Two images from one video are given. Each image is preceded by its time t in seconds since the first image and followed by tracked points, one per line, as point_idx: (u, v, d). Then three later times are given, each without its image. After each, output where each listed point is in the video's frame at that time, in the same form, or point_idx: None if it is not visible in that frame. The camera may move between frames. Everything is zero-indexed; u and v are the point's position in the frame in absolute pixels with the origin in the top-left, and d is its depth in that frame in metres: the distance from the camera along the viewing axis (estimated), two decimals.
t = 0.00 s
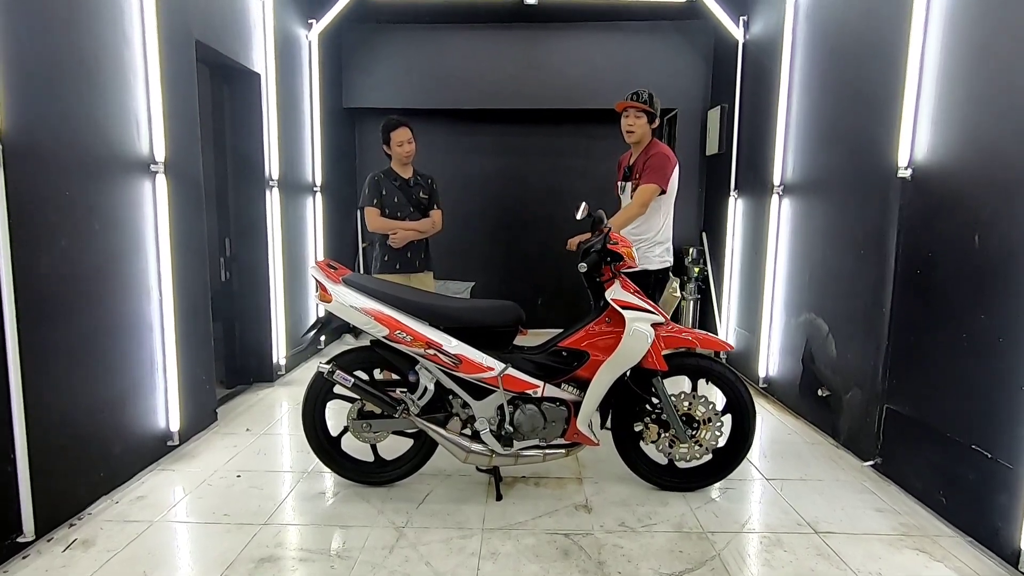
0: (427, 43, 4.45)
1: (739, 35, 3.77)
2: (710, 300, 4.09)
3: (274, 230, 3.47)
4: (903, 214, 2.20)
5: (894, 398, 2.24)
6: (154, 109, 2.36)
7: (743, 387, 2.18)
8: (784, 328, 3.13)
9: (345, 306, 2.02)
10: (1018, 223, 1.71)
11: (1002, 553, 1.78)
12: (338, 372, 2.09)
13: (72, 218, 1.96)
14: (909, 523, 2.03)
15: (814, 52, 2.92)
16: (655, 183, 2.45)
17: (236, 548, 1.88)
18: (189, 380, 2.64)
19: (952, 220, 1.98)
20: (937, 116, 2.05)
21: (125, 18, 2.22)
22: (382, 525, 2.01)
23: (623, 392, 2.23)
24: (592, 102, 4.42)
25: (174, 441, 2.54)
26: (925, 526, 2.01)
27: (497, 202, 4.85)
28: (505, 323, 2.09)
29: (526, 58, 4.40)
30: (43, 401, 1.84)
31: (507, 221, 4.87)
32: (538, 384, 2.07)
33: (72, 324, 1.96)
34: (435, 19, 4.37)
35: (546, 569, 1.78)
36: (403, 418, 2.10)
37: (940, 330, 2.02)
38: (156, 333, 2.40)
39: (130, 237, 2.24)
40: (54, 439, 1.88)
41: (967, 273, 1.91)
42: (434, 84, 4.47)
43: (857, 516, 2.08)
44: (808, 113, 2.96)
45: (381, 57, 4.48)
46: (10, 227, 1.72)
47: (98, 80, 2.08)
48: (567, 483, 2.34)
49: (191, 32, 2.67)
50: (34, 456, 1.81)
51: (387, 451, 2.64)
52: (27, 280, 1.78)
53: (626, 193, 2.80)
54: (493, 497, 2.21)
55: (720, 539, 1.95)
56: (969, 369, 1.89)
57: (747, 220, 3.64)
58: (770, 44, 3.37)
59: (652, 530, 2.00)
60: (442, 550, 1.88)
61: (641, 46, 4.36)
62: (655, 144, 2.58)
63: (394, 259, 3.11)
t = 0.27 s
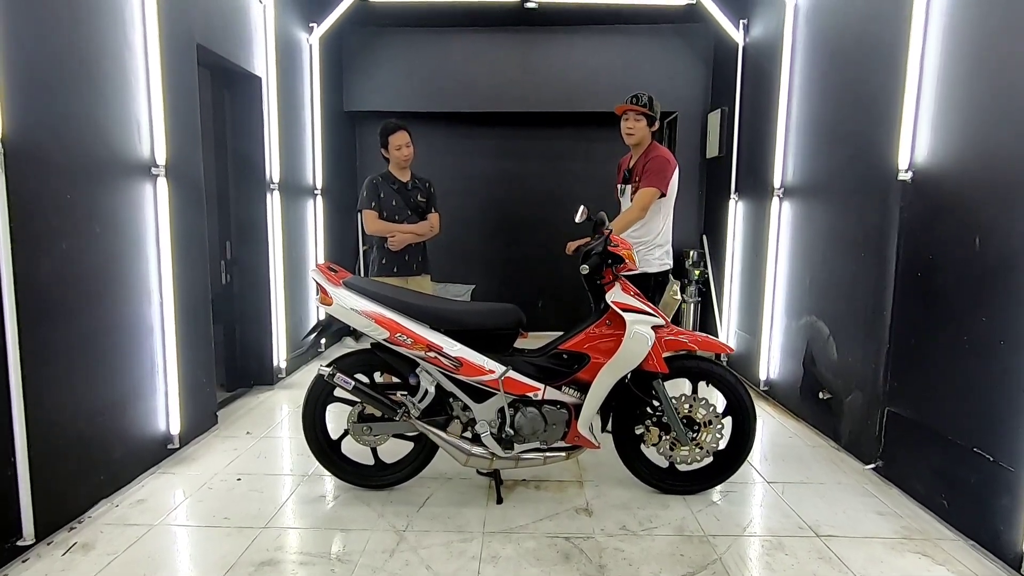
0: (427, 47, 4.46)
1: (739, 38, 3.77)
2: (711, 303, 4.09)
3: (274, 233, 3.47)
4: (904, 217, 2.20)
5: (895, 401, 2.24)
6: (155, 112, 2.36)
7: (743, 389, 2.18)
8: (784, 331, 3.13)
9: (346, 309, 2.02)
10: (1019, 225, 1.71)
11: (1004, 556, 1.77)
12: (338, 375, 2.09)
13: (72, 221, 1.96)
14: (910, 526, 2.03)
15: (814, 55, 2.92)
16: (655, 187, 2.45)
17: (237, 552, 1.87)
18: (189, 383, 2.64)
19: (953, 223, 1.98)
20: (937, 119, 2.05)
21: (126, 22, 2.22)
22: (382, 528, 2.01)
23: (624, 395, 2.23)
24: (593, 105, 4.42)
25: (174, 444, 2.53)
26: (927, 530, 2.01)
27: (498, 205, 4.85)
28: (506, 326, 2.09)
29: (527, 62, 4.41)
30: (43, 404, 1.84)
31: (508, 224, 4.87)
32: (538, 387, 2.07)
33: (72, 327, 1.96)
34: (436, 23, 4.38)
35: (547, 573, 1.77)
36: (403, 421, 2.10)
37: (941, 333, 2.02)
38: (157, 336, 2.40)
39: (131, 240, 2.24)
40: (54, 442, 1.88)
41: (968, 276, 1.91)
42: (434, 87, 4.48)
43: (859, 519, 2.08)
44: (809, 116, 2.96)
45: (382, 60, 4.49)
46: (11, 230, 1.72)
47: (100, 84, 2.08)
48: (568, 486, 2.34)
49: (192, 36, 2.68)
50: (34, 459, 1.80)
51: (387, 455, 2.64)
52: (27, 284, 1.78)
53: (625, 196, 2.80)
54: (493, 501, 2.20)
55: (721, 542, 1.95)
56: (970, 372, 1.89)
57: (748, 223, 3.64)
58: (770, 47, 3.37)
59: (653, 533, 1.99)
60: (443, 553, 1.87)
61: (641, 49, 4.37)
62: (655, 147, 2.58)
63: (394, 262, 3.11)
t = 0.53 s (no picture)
0: (428, 48, 4.46)
1: (740, 40, 3.77)
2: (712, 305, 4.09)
3: (275, 234, 3.47)
4: (905, 218, 2.20)
5: (897, 403, 2.23)
6: (156, 115, 2.36)
7: (744, 391, 2.18)
8: (785, 333, 3.13)
9: (346, 310, 2.02)
10: (1021, 227, 1.71)
11: (1006, 559, 1.77)
12: (339, 377, 2.08)
13: (73, 223, 1.96)
14: (912, 529, 2.02)
15: (815, 57, 2.92)
16: (657, 189, 2.45)
17: (237, 553, 1.87)
18: (190, 384, 2.64)
19: (954, 225, 1.97)
20: (939, 121, 2.05)
21: (128, 24, 2.22)
22: (382, 531, 2.00)
23: (625, 396, 2.23)
24: (593, 107, 4.42)
25: (175, 445, 2.53)
26: (929, 532, 2.00)
27: (498, 206, 4.86)
28: (506, 327, 2.09)
29: (528, 63, 4.42)
30: (44, 406, 1.83)
31: (508, 226, 4.87)
32: (539, 388, 2.07)
33: (73, 328, 1.96)
34: (437, 25, 4.39)
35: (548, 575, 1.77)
36: (403, 422, 2.09)
37: (943, 334, 2.01)
38: (158, 338, 2.40)
39: (132, 242, 2.24)
40: (55, 444, 1.88)
41: (970, 277, 1.91)
42: (435, 89, 4.48)
43: (861, 521, 2.07)
44: (809, 117, 2.96)
45: (383, 62, 4.50)
46: (13, 232, 1.72)
47: (101, 86, 2.08)
48: (569, 488, 2.34)
49: (193, 39, 2.68)
50: (35, 461, 1.80)
51: (388, 456, 2.63)
52: (28, 285, 1.78)
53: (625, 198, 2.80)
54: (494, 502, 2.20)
55: (723, 544, 1.94)
56: (972, 374, 1.89)
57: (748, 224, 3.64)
58: (771, 49, 3.37)
59: (655, 535, 1.99)
60: (444, 555, 1.87)
61: (642, 51, 4.37)
62: (655, 149, 2.58)
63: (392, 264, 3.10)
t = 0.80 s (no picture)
0: (429, 49, 4.46)
1: (740, 40, 3.77)
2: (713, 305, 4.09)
3: (276, 234, 3.47)
4: (906, 218, 2.20)
5: (898, 403, 2.23)
6: (157, 115, 2.36)
7: (744, 390, 2.17)
8: (786, 333, 3.12)
9: (347, 310, 2.02)
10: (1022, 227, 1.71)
11: (1008, 559, 1.76)
12: (339, 377, 2.08)
13: (74, 222, 1.96)
14: (913, 529, 2.02)
15: (816, 56, 2.92)
16: (657, 190, 2.44)
17: (237, 553, 1.87)
18: (190, 384, 2.64)
19: (956, 225, 1.97)
20: (940, 121, 2.04)
21: (128, 24, 2.23)
22: (383, 531, 2.00)
23: (625, 396, 2.22)
24: (594, 107, 4.42)
25: (176, 446, 2.53)
26: (930, 532, 2.00)
27: (499, 207, 4.86)
28: (506, 327, 2.09)
29: (528, 64, 4.42)
30: (44, 405, 1.83)
31: (509, 226, 4.87)
32: (539, 388, 2.07)
33: (74, 328, 1.96)
34: (438, 25, 4.39)
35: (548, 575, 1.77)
36: (404, 422, 2.09)
37: (944, 334, 2.01)
38: (158, 337, 2.40)
39: (132, 242, 2.24)
40: (55, 444, 1.88)
41: (971, 277, 1.90)
42: (436, 89, 4.48)
43: (862, 522, 2.07)
44: (810, 117, 2.96)
45: (383, 62, 4.50)
46: (14, 232, 1.72)
47: (102, 86, 2.09)
48: (569, 488, 2.33)
49: (194, 39, 2.69)
50: (35, 461, 1.80)
51: (389, 456, 2.63)
52: (29, 285, 1.78)
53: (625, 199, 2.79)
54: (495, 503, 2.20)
55: (724, 545, 1.94)
56: (973, 374, 1.88)
57: (749, 224, 3.63)
58: (771, 50, 3.37)
59: (655, 536, 1.98)
60: (444, 555, 1.87)
61: (642, 51, 4.37)
62: (655, 150, 2.58)
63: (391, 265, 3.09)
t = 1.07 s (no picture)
0: (430, 48, 4.46)
1: (741, 39, 3.77)
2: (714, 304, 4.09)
3: (277, 234, 3.47)
4: (907, 217, 2.20)
5: (899, 402, 2.23)
6: (158, 115, 2.36)
7: (744, 389, 2.17)
8: (787, 333, 3.12)
9: (347, 309, 2.02)
10: None
11: (1009, 559, 1.76)
12: (340, 376, 2.08)
13: (75, 222, 1.96)
14: (914, 529, 2.01)
15: (817, 55, 2.92)
16: (658, 188, 2.44)
17: (238, 553, 1.87)
18: (191, 384, 2.64)
19: (957, 224, 1.97)
20: (941, 120, 2.04)
21: (129, 24, 2.23)
22: (384, 530, 2.00)
23: (626, 396, 2.22)
24: (594, 107, 4.42)
25: (177, 445, 2.53)
26: (931, 532, 2.00)
27: (499, 206, 4.85)
28: (507, 327, 2.09)
29: (529, 63, 4.41)
30: (46, 405, 1.84)
31: (509, 226, 4.87)
32: (540, 388, 2.07)
33: (75, 327, 1.96)
34: (438, 24, 4.39)
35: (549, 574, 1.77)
36: (404, 422, 2.09)
37: (945, 334, 2.01)
38: (159, 337, 2.40)
39: (133, 242, 2.24)
40: (56, 443, 1.88)
41: (972, 277, 1.90)
42: (436, 88, 4.48)
43: (863, 521, 2.07)
44: (811, 116, 2.95)
45: (384, 62, 4.50)
46: (15, 231, 1.72)
47: (102, 86, 2.09)
48: (570, 487, 2.33)
49: (195, 39, 2.69)
50: (37, 460, 1.80)
51: (390, 456, 2.63)
52: (30, 285, 1.78)
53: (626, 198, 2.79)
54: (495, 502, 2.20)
55: (725, 544, 1.94)
56: (974, 373, 1.88)
57: (750, 224, 3.63)
58: (772, 49, 3.37)
59: (656, 535, 1.98)
60: (445, 555, 1.87)
61: (643, 51, 4.37)
62: (656, 148, 2.58)
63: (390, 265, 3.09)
